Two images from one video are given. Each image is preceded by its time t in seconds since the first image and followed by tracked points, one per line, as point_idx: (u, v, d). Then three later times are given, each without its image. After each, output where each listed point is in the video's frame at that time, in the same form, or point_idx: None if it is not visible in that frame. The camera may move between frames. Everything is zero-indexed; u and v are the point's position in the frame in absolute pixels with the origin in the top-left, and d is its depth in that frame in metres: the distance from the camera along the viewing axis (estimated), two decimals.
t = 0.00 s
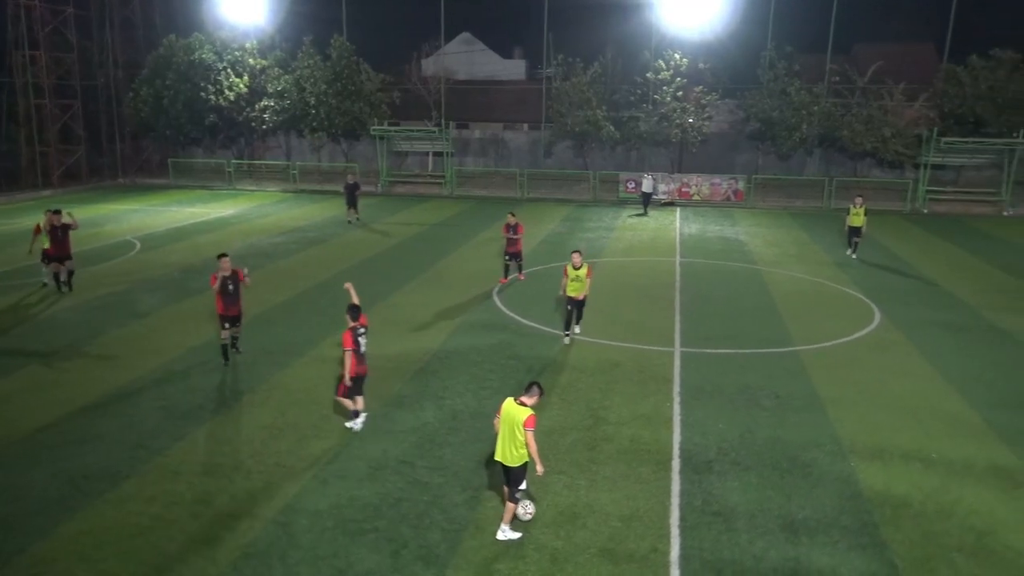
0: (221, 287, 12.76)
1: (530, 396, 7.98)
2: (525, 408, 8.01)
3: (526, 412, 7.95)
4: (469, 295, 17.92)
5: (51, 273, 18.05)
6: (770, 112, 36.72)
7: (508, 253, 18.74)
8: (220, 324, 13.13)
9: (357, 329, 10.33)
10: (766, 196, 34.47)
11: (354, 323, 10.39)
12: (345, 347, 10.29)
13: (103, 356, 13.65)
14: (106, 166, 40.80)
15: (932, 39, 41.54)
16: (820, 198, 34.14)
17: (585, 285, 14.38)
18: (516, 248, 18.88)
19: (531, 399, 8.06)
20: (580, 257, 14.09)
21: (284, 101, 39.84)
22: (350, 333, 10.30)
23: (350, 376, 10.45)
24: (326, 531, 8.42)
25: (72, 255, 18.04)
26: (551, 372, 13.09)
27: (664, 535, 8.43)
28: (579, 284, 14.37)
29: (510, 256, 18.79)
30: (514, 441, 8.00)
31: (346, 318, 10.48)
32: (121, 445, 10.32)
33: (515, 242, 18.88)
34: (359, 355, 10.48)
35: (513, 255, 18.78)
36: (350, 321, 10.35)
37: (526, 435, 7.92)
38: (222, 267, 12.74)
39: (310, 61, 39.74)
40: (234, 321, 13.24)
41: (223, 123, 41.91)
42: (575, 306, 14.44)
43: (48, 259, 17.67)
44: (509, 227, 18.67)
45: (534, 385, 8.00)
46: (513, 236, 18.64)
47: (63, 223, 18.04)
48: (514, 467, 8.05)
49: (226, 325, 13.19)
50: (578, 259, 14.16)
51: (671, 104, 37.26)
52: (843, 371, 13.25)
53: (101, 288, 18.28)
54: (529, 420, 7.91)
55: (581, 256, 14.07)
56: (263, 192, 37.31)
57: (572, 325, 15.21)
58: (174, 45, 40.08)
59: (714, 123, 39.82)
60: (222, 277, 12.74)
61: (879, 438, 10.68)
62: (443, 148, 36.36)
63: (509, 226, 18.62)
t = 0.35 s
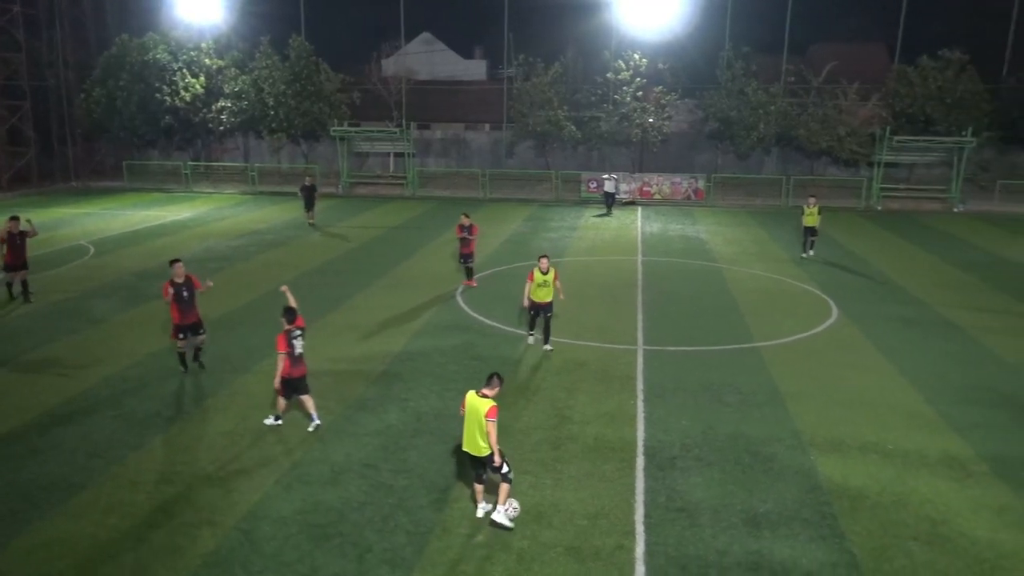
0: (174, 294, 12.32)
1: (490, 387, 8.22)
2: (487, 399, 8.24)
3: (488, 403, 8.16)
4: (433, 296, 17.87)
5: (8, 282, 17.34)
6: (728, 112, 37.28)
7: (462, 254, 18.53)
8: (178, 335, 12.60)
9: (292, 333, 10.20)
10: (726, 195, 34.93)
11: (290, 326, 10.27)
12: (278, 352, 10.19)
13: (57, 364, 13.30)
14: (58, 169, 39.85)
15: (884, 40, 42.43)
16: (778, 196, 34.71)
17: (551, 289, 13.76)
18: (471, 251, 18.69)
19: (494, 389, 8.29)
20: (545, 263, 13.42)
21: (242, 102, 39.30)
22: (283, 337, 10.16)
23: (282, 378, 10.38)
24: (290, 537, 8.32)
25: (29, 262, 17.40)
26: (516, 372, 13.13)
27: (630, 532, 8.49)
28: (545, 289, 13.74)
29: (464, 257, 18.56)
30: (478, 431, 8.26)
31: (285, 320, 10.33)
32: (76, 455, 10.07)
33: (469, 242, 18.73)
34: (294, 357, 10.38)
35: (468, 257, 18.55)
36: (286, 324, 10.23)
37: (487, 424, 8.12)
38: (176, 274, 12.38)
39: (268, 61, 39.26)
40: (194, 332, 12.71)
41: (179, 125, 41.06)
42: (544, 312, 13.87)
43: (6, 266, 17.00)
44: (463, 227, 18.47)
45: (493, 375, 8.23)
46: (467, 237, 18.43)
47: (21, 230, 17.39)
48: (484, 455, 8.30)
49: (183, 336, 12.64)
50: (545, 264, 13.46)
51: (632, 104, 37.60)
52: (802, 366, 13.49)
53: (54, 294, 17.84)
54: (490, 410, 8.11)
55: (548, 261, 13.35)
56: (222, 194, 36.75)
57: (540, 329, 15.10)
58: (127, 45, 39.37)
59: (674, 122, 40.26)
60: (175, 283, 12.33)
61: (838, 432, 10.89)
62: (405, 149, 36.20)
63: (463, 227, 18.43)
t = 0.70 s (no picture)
0: (128, 305, 11.98)
1: (448, 388, 8.15)
2: (446, 398, 8.21)
3: (445, 403, 8.15)
4: (390, 298, 17.76)
5: None
6: (682, 112, 37.80)
7: (412, 260, 18.22)
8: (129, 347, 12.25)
9: (222, 331, 10.20)
10: (681, 193, 35.34)
11: (221, 324, 10.27)
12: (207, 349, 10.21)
13: None
14: None
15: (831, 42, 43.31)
16: (731, 195, 35.23)
17: (519, 297, 13.46)
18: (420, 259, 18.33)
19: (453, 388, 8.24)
20: (515, 267, 13.27)
21: (191, 103, 38.54)
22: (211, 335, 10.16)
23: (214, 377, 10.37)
24: (247, 545, 8.18)
25: None
26: (474, 373, 13.11)
27: (589, 530, 8.54)
28: (514, 296, 13.40)
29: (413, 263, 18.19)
30: (436, 430, 8.30)
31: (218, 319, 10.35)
32: (21, 467, 9.77)
33: (419, 248, 18.34)
34: (226, 356, 10.35)
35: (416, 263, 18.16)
36: (216, 323, 10.25)
37: (443, 426, 8.14)
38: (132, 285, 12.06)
39: (219, 61, 38.59)
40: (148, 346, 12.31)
41: (126, 126, 40.08)
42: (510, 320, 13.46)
43: None
44: (411, 232, 18.17)
45: (452, 376, 8.14)
46: (416, 242, 18.16)
47: None
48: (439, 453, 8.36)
49: (135, 350, 12.28)
50: (514, 268, 13.29)
51: (587, 105, 37.86)
52: (756, 362, 13.71)
53: None
54: (447, 412, 8.09)
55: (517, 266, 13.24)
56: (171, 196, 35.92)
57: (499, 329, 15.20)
58: (70, 44, 38.48)
59: (628, 122, 40.63)
60: (131, 294, 12.01)
61: (792, 426, 11.09)
62: (360, 150, 35.91)
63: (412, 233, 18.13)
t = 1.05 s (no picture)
0: (103, 310, 11.43)
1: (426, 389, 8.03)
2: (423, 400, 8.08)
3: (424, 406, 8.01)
4: (358, 299, 17.63)
5: None
6: (648, 112, 38.09)
7: (371, 263, 17.77)
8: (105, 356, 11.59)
9: (176, 329, 10.42)
10: (647, 192, 35.61)
11: (174, 322, 10.47)
12: (159, 346, 10.44)
13: None
14: None
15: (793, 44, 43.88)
16: (698, 194, 35.53)
17: (504, 305, 12.86)
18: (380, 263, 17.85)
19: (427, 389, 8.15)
20: (498, 276, 12.64)
21: (153, 103, 37.89)
22: (165, 332, 10.39)
23: (165, 374, 10.60)
24: (214, 552, 8.06)
25: None
26: (444, 374, 13.07)
27: (560, 529, 8.55)
28: (498, 307, 12.80)
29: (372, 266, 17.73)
30: (415, 434, 8.10)
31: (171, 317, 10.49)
32: None
33: (377, 252, 17.92)
34: (178, 354, 10.58)
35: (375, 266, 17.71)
36: (170, 320, 10.44)
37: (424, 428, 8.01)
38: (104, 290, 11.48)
39: (181, 61, 37.95)
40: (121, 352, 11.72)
41: (85, 126, 39.34)
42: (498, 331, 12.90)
43: None
44: (369, 236, 17.75)
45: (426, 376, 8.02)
46: (374, 245, 17.75)
47: None
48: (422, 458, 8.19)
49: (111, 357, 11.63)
50: (495, 277, 12.64)
51: (554, 105, 37.95)
52: (723, 360, 13.84)
53: None
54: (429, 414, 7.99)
55: (500, 275, 12.62)
56: (132, 198, 35.22)
57: (486, 333, 14.96)
58: (26, 42, 37.48)
59: (595, 123, 40.78)
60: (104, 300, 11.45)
61: (759, 423, 11.22)
62: (326, 151, 35.60)
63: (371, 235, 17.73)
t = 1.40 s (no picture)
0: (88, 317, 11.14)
1: (411, 395, 7.94)
2: (411, 406, 8.00)
3: (410, 411, 7.93)
4: (335, 301, 17.55)
5: None
6: (624, 113, 38.23)
7: (333, 268, 17.43)
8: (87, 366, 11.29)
9: (136, 329, 10.33)
10: (624, 192, 35.80)
11: (135, 323, 10.36)
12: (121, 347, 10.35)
13: None
14: None
15: (767, 46, 44.35)
16: (674, 194, 35.74)
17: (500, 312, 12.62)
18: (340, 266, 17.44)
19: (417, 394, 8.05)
20: (494, 283, 12.28)
21: (125, 103, 37.44)
22: (125, 333, 10.28)
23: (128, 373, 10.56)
24: (189, 557, 7.96)
25: None
26: (422, 375, 13.04)
27: (539, 530, 8.56)
28: (495, 313, 12.54)
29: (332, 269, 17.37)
30: (401, 438, 8.07)
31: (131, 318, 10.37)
32: None
33: (339, 256, 17.58)
34: (140, 353, 10.52)
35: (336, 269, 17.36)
36: (130, 321, 10.33)
37: (409, 435, 7.95)
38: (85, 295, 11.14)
39: (153, 61, 37.43)
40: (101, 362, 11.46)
41: (55, 126, 38.93)
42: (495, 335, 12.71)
43: None
44: (330, 239, 17.43)
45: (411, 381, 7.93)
46: (336, 249, 17.43)
47: None
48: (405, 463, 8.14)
49: (93, 368, 11.34)
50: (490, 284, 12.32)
51: (531, 106, 38.03)
52: (700, 359, 13.93)
53: None
54: (413, 421, 7.89)
55: (496, 281, 12.26)
56: (104, 198, 34.76)
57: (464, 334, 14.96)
58: None
59: (572, 123, 40.94)
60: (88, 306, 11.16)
61: (735, 421, 11.31)
62: (302, 151, 35.32)
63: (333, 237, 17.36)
